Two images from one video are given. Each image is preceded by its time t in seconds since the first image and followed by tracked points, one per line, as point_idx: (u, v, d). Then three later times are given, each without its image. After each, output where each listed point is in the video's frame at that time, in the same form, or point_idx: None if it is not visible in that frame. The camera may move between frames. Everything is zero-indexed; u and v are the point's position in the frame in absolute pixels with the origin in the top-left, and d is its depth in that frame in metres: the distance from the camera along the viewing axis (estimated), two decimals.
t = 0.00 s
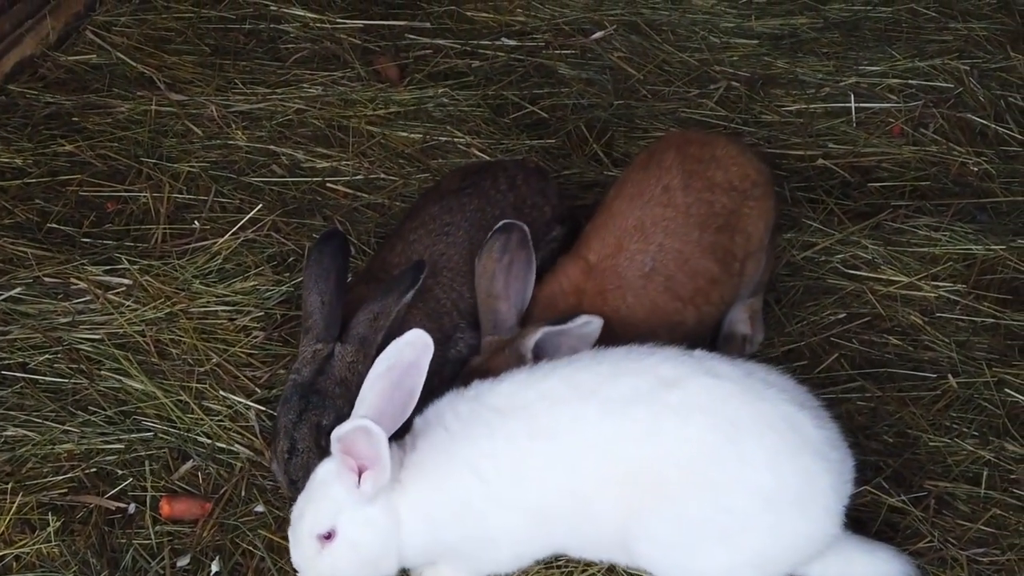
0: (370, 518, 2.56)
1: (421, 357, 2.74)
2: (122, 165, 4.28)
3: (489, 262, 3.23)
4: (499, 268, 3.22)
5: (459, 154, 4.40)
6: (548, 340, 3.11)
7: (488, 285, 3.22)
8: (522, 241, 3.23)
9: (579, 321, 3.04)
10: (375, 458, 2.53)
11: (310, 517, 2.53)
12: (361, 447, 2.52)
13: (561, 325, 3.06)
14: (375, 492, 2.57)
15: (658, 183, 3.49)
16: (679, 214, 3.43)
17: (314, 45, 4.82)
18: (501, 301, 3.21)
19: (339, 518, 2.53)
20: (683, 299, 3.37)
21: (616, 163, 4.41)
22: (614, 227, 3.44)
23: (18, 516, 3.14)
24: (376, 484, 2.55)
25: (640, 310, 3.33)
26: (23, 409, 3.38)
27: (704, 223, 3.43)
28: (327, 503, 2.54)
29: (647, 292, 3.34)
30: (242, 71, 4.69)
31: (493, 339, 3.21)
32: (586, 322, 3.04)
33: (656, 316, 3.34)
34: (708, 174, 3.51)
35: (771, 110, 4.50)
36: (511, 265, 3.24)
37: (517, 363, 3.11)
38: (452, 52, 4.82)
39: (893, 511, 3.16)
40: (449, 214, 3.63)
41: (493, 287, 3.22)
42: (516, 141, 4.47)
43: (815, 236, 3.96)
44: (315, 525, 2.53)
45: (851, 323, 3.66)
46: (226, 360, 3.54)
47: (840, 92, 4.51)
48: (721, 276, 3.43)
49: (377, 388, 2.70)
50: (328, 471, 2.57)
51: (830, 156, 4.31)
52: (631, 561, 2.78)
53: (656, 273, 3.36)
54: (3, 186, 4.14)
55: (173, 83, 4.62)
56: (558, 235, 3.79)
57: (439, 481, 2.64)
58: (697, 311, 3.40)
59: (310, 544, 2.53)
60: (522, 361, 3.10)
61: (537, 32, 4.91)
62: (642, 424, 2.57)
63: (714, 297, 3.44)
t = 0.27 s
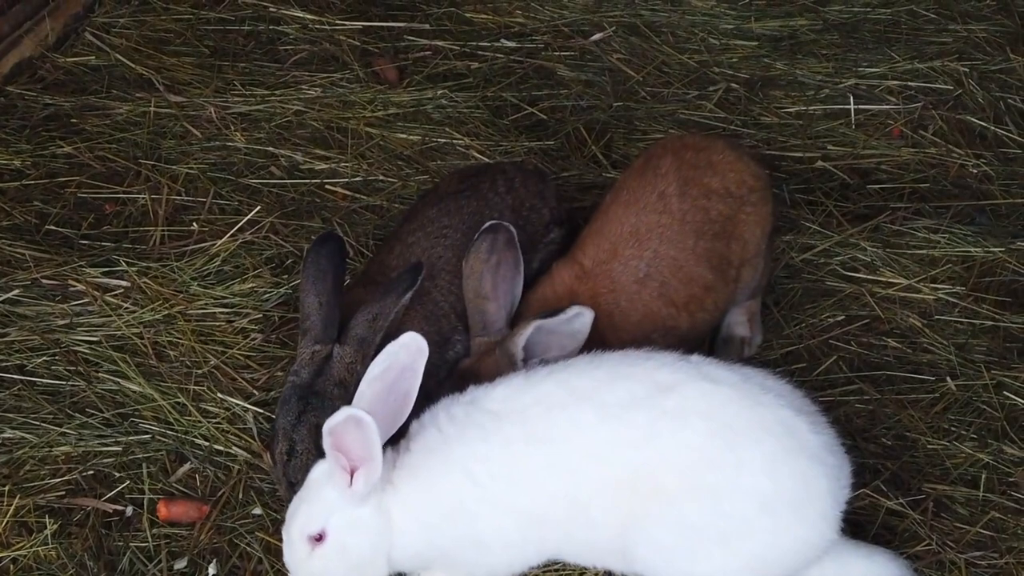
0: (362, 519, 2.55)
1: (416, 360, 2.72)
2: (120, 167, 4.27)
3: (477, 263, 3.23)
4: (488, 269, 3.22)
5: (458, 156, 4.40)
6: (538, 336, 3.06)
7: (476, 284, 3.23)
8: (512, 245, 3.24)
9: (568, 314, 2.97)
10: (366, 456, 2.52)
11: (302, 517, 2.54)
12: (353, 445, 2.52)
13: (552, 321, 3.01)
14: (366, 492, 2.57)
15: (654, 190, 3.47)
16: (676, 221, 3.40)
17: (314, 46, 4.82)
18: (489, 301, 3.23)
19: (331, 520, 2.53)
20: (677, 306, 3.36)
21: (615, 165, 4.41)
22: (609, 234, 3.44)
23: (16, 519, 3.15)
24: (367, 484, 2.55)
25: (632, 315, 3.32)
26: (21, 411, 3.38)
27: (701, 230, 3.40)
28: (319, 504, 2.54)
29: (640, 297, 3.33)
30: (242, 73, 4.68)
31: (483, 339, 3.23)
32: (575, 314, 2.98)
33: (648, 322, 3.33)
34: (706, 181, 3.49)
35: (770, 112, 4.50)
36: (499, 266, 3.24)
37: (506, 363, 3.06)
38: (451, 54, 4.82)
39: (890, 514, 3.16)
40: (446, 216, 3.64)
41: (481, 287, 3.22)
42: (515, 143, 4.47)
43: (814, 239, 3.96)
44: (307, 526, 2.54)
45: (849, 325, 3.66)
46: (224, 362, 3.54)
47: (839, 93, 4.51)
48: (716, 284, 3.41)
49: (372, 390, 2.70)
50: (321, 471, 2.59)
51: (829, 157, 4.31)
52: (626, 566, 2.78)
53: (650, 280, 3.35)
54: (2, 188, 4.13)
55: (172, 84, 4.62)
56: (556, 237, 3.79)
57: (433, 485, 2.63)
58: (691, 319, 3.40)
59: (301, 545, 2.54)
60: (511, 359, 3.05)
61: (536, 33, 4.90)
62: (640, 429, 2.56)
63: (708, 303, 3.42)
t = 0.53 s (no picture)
0: (360, 521, 2.55)
1: (412, 360, 2.70)
2: (119, 166, 4.27)
3: (481, 262, 3.23)
4: (490, 269, 3.22)
5: (458, 157, 4.40)
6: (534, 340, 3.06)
7: (477, 283, 3.22)
8: (516, 246, 3.25)
9: (567, 317, 2.98)
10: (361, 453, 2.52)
11: (303, 522, 2.56)
12: (348, 441, 2.52)
13: (547, 323, 3.00)
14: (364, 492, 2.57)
15: (652, 193, 3.45)
16: (673, 225, 3.39)
17: (313, 46, 4.81)
18: (485, 301, 3.22)
19: (330, 523, 2.54)
20: (673, 309, 3.34)
21: (614, 165, 4.40)
22: (606, 237, 3.42)
23: (13, 519, 3.15)
24: (363, 484, 2.55)
25: (626, 317, 3.30)
26: (19, 411, 3.37)
27: (699, 235, 3.39)
28: (317, 507, 2.55)
29: (634, 299, 3.31)
30: (240, 72, 4.68)
31: (478, 338, 3.23)
32: (574, 318, 2.99)
33: (642, 324, 3.31)
34: (704, 185, 3.47)
35: (770, 112, 4.49)
36: (504, 268, 3.24)
37: (499, 363, 3.06)
38: (451, 54, 4.81)
39: (890, 515, 3.16)
40: (445, 216, 3.63)
41: (481, 286, 3.22)
42: (514, 143, 4.46)
43: (813, 239, 3.95)
44: (307, 530, 2.55)
45: (848, 326, 3.65)
46: (222, 362, 3.54)
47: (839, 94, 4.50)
48: (712, 288, 3.40)
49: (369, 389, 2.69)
50: (319, 475, 2.61)
51: (829, 158, 4.30)
52: (626, 568, 2.77)
53: (647, 283, 3.33)
54: None
55: (171, 84, 4.61)
56: (555, 237, 3.78)
57: (432, 488, 2.63)
58: (688, 322, 3.39)
59: (303, 550, 2.56)
60: (504, 361, 3.04)
61: (536, 33, 4.89)
62: (640, 432, 2.55)
63: (704, 308, 3.42)
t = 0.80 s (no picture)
0: (360, 521, 2.55)
1: (415, 359, 2.71)
2: (118, 165, 4.26)
3: (476, 260, 3.22)
4: (485, 267, 3.21)
5: (458, 155, 4.38)
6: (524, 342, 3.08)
7: (471, 280, 3.21)
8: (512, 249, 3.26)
9: (556, 321, 2.98)
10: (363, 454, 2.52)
11: (303, 520, 2.55)
12: (352, 441, 2.51)
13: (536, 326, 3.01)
14: (363, 492, 2.57)
15: (650, 194, 3.42)
16: (671, 226, 3.36)
17: (313, 45, 4.80)
18: (479, 299, 3.21)
19: (330, 522, 2.53)
20: (667, 309, 3.31)
21: (615, 164, 4.39)
22: (604, 237, 3.39)
23: (11, 519, 3.14)
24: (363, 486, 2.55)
25: (618, 315, 3.27)
26: (17, 410, 3.37)
27: (697, 236, 3.36)
28: (318, 506, 2.55)
29: (628, 297, 3.28)
30: (240, 71, 4.67)
31: (469, 339, 3.22)
32: (563, 323, 2.98)
33: (635, 323, 3.28)
34: (702, 186, 3.44)
35: (771, 111, 4.48)
36: (498, 267, 3.24)
37: (489, 365, 3.08)
38: (451, 52, 4.80)
39: (891, 515, 3.14)
40: (445, 215, 3.62)
41: (475, 284, 3.21)
42: (514, 142, 4.45)
43: (814, 238, 3.94)
44: (307, 529, 2.54)
45: (849, 325, 3.64)
46: (222, 361, 3.53)
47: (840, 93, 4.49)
48: (709, 289, 3.38)
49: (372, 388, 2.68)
50: (320, 474, 2.60)
51: (830, 157, 4.29)
52: (627, 568, 2.76)
53: (643, 283, 3.30)
54: None
55: (171, 83, 4.60)
56: (555, 236, 3.77)
57: (432, 488, 2.62)
58: (685, 323, 3.36)
59: (303, 548, 2.55)
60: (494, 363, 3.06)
61: (536, 32, 4.88)
62: (640, 432, 2.54)
63: (700, 310, 3.39)
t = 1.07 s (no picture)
0: (362, 520, 2.54)
1: (418, 354, 2.70)
2: (118, 163, 4.24)
3: (469, 253, 3.20)
4: (478, 261, 3.19)
5: (459, 153, 4.37)
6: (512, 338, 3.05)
7: (464, 274, 3.19)
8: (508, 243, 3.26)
9: (542, 317, 2.97)
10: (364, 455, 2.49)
11: (305, 517, 2.53)
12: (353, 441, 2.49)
13: (527, 319, 2.98)
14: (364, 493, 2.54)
15: (647, 196, 3.41)
16: (668, 228, 3.34)
17: (314, 42, 4.79)
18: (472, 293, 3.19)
19: (333, 520, 2.52)
20: (661, 312, 3.29)
21: (616, 162, 4.38)
22: (600, 239, 3.38)
23: (10, 517, 3.12)
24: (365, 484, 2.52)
25: (611, 316, 3.26)
26: (17, 408, 3.35)
27: (695, 238, 3.34)
28: (320, 504, 2.53)
29: (622, 301, 3.27)
30: (241, 69, 4.65)
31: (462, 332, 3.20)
32: (551, 318, 2.97)
33: (630, 326, 3.27)
34: (700, 188, 3.43)
35: (772, 109, 4.46)
36: (490, 260, 3.23)
37: (480, 358, 3.05)
38: (452, 50, 4.79)
39: (894, 514, 3.13)
40: (446, 212, 3.62)
41: (469, 278, 3.19)
42: (515, 139, 4.44)
43: (816, 236, 3.92)
44: (309, 525, 2.53)
45: (852, 323, 3.63)
46: (222, 359, 3.52)
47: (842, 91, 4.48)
48: (705, 293, 3.37)
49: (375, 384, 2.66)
50: (322, 471, 2.58)
51: (832, 155, 4.27)
52: (628, 568, 2.75)
53: (638, 287, 3.28)
54: None
55: (171, 80, 4.59)
56: (556, 234, 3.76)
57: (433, 487, 2.61)
58: (682, 327, 3.35)
59: (306, 544, 2.54)
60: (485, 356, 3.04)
61: (538, 30, 4.87)
62: (642, 430, 2.53)
63: (697, 313, 3.38)
